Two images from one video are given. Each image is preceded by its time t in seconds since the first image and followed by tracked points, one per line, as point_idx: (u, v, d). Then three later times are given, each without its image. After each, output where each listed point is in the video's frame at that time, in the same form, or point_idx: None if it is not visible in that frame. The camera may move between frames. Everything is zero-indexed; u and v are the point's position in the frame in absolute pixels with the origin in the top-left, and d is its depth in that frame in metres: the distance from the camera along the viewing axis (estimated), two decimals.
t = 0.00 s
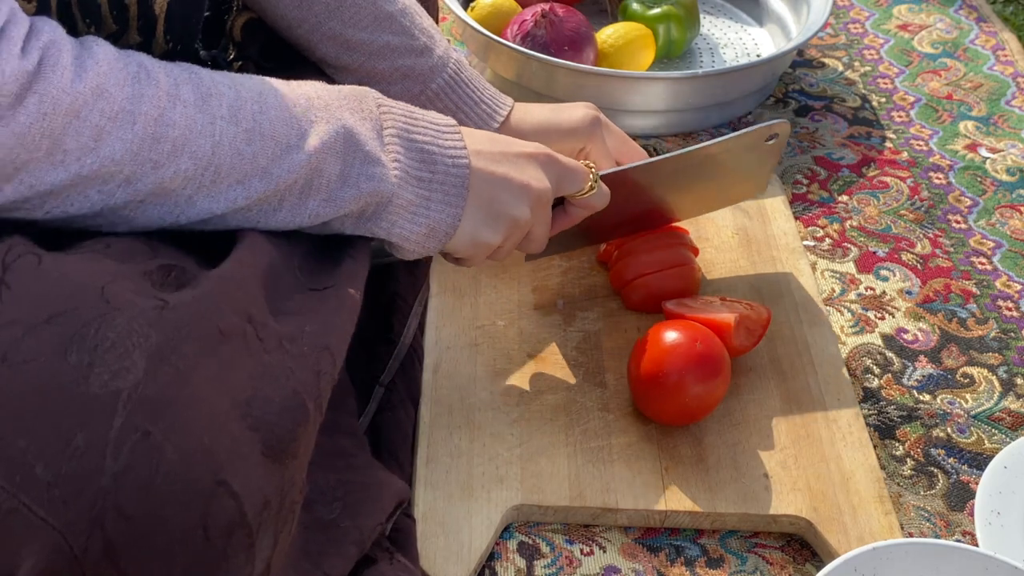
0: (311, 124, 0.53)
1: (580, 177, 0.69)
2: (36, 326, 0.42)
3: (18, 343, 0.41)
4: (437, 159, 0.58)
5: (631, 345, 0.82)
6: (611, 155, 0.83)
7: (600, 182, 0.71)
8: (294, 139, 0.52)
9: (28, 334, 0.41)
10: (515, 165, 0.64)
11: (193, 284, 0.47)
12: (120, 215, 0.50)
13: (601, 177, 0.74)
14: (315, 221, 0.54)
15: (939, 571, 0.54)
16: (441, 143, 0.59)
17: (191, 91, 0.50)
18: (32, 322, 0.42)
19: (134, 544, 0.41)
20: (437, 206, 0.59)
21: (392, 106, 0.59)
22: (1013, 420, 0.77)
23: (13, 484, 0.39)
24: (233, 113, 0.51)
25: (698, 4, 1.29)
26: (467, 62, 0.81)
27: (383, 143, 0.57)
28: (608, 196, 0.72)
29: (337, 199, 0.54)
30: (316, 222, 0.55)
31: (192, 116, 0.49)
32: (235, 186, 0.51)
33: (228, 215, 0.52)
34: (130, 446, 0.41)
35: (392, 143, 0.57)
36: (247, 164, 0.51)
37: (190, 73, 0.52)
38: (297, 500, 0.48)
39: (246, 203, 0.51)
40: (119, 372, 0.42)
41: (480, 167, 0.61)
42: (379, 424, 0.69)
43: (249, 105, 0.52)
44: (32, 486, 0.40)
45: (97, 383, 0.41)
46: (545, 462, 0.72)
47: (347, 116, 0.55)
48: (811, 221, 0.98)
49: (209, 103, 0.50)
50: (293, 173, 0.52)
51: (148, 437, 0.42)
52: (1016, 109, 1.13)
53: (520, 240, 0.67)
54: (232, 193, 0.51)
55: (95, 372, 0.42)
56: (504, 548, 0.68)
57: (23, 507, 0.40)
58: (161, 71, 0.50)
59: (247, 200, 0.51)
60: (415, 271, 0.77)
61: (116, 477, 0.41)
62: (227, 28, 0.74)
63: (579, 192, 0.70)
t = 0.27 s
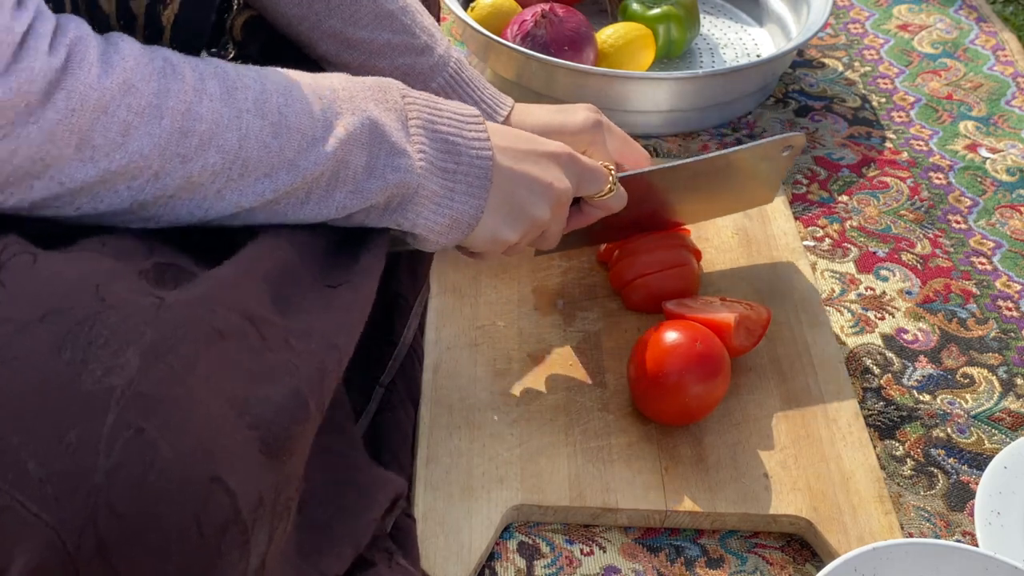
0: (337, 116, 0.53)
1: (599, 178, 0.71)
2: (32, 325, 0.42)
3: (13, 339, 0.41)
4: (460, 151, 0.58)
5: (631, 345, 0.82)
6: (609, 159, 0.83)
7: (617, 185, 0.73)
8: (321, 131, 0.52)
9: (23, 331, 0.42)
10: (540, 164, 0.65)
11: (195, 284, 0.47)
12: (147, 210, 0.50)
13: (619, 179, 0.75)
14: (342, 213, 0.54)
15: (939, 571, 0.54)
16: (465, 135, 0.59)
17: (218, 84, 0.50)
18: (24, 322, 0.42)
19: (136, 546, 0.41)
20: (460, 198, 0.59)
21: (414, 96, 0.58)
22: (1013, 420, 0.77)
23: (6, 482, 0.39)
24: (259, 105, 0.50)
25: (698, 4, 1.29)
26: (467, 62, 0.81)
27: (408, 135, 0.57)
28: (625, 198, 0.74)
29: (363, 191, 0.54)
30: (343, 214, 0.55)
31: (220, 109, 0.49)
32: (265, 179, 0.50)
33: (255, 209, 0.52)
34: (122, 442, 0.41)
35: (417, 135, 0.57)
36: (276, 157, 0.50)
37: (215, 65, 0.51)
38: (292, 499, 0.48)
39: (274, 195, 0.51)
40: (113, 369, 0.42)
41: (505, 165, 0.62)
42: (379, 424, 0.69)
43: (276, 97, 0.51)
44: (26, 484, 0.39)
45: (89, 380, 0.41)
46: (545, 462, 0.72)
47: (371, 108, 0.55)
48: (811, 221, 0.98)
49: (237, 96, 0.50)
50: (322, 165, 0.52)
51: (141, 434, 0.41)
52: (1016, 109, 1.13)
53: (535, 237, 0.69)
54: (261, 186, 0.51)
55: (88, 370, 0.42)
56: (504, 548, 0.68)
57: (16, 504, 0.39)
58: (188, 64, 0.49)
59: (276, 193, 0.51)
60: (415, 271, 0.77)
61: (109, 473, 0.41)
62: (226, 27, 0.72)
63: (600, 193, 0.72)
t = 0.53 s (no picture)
0: (356, 124, 0.53)
1: (616, 183, 0.72)
2: (27, 320, 0.42)
3: (10, 336, 0.41)
4: (477, 157, 0.58)
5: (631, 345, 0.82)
6: (610, 158, 0.83)
7: (633, 189, 0.74)
8: (337, 139, 0.52)
9: (20, 327, 0.42)
10: (559, 171, 0.66)
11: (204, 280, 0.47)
12: (169, 220, 0.50)
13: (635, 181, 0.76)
14: (361, 221, 0.55)
15: (939, 571, 0.54)
16: (482, 141, 0.58)
17: (234, 93, 0.50)
18: (22, 316, 0.42)
19: (134, 544, 0.41)
20: (478, 205, 0.59)
21: (431, 102, 0.59)
22: (1013, 420, 0.77)
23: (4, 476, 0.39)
24: (276, 114, 0.50)
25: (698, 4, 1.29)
26: (469, 61, 0.81)
27: (426, 141, 0.56)
28: (640, 200, 0.75)
29: (382, 199, 0.54)
30: (362, 221, 0.55)
31: (237, 119, 0.49)
32: (283, 189, 0.51)
33: (275, 218, 0.52)
34: (120, 436, 0.41)
35: (435, 142, 0.57)
36: (293, 166, 0.50)
37: (233, 75, 0.51)
38: (290, 494, 0.48)
39: (294, 205, 0.51)
40: (110, 363, 0.42)
41: (525, 172, 0.63)
42: (380, 422, 0.68)
43: (291, 105, 0.51)
44: (21, 477, 0.40)
45: (87, 374, 0.42)
46: (545, 462, 0.72)
47: (388, 114, 0.55)
48: (811, 221, 0.98)
49: (253, 105, 0.50)
50: (341, 174, 0.52)
51: (138, 428, 0.42)
52: (1016, 109, 1.13)
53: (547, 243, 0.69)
54: (281, 195, 0.51)
55: (86, 364, 0.42)
56: (504, 548, 0.68)
57: (13, 498, 0.39)
58: (204, 74, 0.49)
59: (294, 203, 0.51)
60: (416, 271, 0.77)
61: (105, 467, 0.41)
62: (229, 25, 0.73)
63: (615, 197, 0.73)
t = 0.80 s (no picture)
0: (334, 128, 0.53)
1: (599, 189, 0.72)
2: (36, 317, 0.42)
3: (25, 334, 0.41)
4: (461, 161, 0.58)
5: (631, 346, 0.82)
6: (610, 158, 0.83)
7: (616, 196, 0.74)
8: (316, 143, 0.52)
9: (27, 325, 0.42)
10: (545, 177, 0.66)
11: (204, 290, 0.47)
12: (143, 229, 0.50)
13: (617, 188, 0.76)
14: (339, 228, 0.54)
15: (939, 571, 0.54)
16: (465, 144, 0.58)
17: (210, 98, 0.50)
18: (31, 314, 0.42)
19: (136, 543, 0.41)
20: (459, 210, 0.58)
21: (415, 105, 0.58)
22: (1013, 420, 0.77)
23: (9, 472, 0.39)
24: (252, 119, 0.50)
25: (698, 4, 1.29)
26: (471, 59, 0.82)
27: (408, 145, 0.56)
28: (622, 208, 0.76)
29: (363, 204, 0.54)
30: (344, 228, 0.55)
31: (211, 124, 0.49)
32: (259, 195, 0.50)
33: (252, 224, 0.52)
34: (128, 432, 0.41)
35: (418, 145, 0.56)
36: (269, 172, 0.50)
37: (210, 80, 0.51)
38: (298, 487, 0.48)
39: (271, 211, 0.51)
40: (117, 358, 0.42)
41: (507, 178, 0.63)
42: (379, 425, 0.69)
43: (269, 110, 0.51)
44: (29, 475, 0.39)
45: (95, 370, 0.41)
46: (545, 462, 0.72)
47: (368, 118, 0.55)
48: (811, 221, 0.98)
49: (229, 110, 0.50)
50: (316, 179, 0.52)
51: (147, 422, 0.41)
52: (1016, 109, 1.13)
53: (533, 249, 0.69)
54: (257, 201, 0.51)
55: (93, 361, 0.42)
56: (503, 548, 0.68)
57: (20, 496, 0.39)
58: (178, 79, 0.49)
59: (270, 209, 0.51)
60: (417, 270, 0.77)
61: (116, 460, 0.41)
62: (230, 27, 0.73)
63: (598, 204, 0.73)
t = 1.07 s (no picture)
0: (307, 129, 0.53)
1: (576, 191, 0.71)
2: (47, 314, 0.42)
3: (26, 333, 0.41)
4: (438, 162, 0.58)
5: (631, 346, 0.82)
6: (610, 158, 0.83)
7: (593, 198, 0.73)
8: (289, 144, 0.52)
9: (31, 320, 0.41)
10: (517, 177, 0.66)
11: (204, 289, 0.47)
12: (112, 232, 0.49)
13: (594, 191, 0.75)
14: (313, 227, 0.54)
15: (939, 571, 0.54)
16: (441, 145, 0.58)
17: (180, 99, 0.49)
18: (29, 313, 0.41)
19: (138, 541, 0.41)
20: (436, 211, 0.58)
21: (389, 107, 0.58)
22: (1013, 420, 0.77)
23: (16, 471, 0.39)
24: (224, 120, 0.50)
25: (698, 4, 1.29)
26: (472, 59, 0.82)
27: (383, 146, 0.56)
28: (598, 211, 0.74)
29: (336, 204, 0.54)
30: (314, 229, 0.54)
31: (183, 123, 0.48)
32: (232, 196, 0.50)
33: (224, 226, 0.51)
34: (139, 427, 0.41)
35: (393, 145, 0.56)
36: (243, 172, 0.50)
37: (177, 80, 0.51)
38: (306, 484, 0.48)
39: (244, 211, 0.51)
40: (126, 354, 0.42)
41: (482, 180, 0.62)
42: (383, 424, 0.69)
43: (240, 110, 0.51)
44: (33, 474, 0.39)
45: (104, 366, 0.41)
46: (545, 462, 0.72)
47: (342, 119, 0.55)
48: (811, 221, 0.98)
49: (198, 110, 0.49)
50: (291, 179, 0.51)
51: (156, 417, 0.42)
52: (1016, 109, 1.13)
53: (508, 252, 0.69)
54: (230, 202, 0.50)
55: (103, 355, 0.41)
56: (504, 548, 0.68)
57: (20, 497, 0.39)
58: (146, 79, 0.49)
59: (243, 209, 0.50)
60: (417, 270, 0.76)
61: (128, 456, 0.41)
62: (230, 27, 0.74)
63: (575, 206, 0.72)
